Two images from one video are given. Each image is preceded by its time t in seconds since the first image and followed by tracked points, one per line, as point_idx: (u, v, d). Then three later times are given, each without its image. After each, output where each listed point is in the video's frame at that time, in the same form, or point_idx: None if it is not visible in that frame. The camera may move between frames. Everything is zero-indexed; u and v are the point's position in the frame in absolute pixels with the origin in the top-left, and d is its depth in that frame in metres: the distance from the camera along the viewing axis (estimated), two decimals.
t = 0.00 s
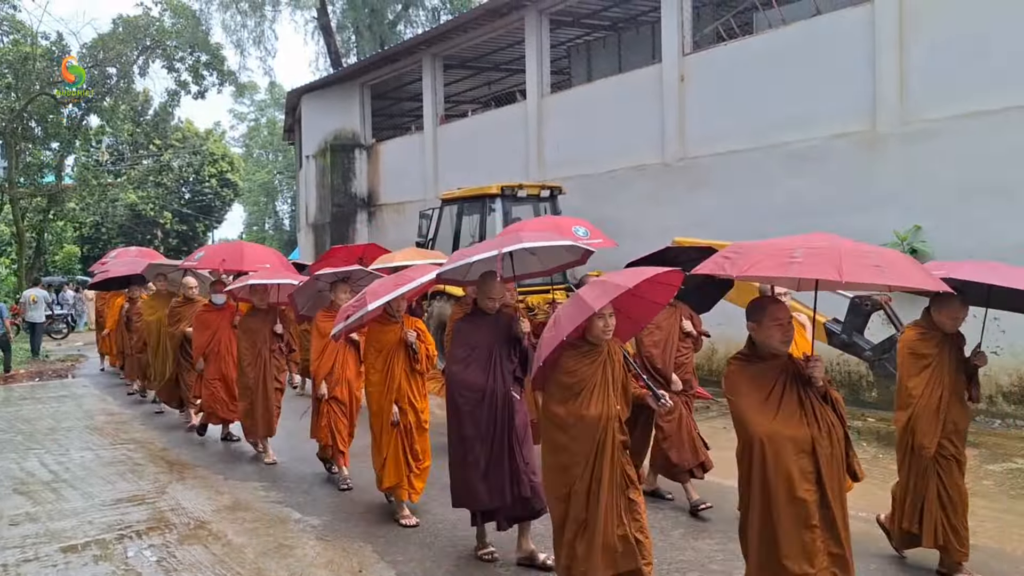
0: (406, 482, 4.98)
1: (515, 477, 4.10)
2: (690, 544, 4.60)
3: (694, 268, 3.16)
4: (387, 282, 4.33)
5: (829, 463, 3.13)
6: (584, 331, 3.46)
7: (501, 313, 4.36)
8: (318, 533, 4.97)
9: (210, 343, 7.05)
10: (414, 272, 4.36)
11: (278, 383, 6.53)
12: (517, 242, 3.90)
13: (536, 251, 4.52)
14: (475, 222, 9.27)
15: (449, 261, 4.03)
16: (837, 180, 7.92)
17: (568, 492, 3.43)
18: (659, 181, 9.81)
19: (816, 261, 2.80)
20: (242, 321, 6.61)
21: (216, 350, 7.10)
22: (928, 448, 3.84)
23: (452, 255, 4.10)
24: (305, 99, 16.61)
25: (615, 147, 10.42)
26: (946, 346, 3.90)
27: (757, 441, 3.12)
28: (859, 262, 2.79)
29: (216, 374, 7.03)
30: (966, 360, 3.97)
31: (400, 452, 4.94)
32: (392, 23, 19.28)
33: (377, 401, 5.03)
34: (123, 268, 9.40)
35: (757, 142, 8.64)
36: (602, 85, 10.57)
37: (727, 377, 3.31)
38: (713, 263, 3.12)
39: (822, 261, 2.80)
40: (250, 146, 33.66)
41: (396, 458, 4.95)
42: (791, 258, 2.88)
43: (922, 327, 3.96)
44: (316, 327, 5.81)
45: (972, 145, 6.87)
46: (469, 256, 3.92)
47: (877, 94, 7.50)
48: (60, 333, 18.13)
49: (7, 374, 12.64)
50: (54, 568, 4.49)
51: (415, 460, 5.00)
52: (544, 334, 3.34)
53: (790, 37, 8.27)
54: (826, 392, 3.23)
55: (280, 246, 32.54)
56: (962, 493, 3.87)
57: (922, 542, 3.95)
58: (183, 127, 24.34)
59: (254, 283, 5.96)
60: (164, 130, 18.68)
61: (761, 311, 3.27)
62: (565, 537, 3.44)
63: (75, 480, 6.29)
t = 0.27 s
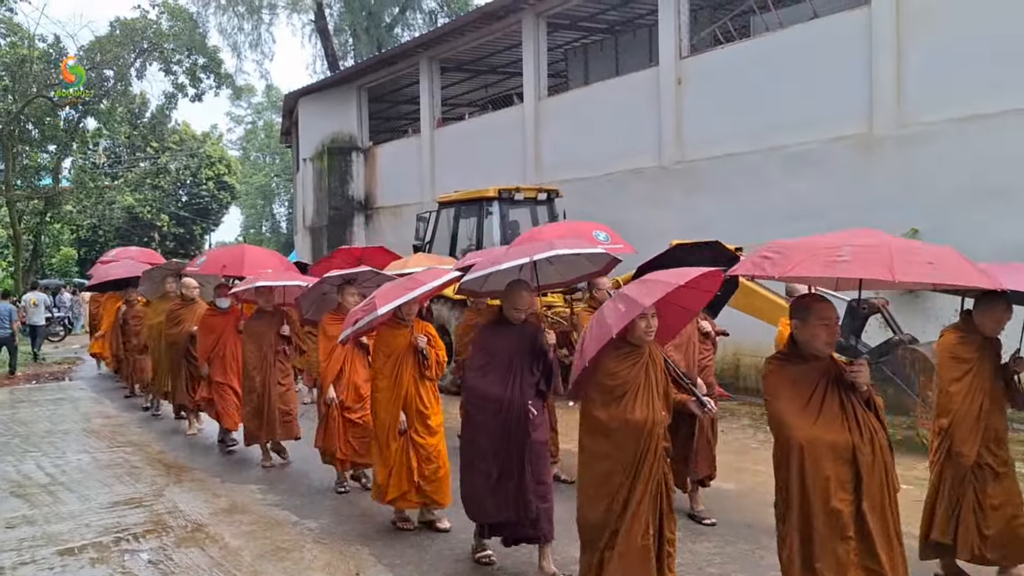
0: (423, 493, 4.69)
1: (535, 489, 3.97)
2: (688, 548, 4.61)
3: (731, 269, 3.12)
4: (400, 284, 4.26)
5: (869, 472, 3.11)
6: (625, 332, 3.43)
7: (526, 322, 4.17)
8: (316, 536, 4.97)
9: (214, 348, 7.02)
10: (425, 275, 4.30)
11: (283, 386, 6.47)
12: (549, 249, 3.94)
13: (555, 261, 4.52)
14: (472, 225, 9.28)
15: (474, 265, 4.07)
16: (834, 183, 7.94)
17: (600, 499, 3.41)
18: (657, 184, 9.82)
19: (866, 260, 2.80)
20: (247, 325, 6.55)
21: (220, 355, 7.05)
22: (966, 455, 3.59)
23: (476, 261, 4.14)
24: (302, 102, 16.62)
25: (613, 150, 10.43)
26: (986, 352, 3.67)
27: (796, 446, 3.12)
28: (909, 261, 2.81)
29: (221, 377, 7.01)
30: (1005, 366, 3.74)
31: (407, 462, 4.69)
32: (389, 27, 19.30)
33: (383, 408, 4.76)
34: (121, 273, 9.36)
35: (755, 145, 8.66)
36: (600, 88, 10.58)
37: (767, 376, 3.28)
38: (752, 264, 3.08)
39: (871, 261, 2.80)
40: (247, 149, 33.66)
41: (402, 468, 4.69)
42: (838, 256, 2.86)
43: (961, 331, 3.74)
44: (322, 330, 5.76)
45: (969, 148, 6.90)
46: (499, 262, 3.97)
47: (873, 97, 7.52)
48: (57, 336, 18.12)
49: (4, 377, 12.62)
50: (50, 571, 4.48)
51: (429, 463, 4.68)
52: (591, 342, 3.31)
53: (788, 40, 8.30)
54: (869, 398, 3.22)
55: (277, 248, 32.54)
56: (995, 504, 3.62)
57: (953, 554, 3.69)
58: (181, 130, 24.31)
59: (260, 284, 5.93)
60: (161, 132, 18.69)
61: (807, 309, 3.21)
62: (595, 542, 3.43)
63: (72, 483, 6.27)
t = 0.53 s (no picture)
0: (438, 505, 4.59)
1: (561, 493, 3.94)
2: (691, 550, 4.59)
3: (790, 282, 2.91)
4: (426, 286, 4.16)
5: (935, 494, 2.93)
6: (667, 333, 3.34)
7: (557, 322, 4.12)
8: (318, 537, 4.96)
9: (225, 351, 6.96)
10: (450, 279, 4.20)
11: (298, 392, 6.43)
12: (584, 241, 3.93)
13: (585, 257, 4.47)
14: (475, 227, 9.27)
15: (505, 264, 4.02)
16: (838, 185, 7.92)
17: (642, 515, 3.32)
18: (661, 185, 9.81)
19: (937, 278, 2.54)
20: (261, 328, 6.54)
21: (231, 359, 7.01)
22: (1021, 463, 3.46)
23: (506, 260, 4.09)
24: (305, 103, 16.63)
25: (617, 151, 10.42)
26: None
27: (853, 467, 2.95)
28: (986, 279, 2.54)
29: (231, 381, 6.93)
30: None
31: (429, 471, 4.62)
32: (392, 28, 19.32)
33: (405, 414, 4.77)
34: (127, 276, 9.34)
35: (759, 147, 8.64)
36: (603, 90, 10.57)
37: (821, 392, 3.10)
38: (809, 278, 2.87)
39: (944, 278, 2.55)
40: (251, 150, 33.71)
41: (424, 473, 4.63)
42: (909, 274, 2.59)
43: (1014, 338, 3.65)
44: (343, 335, 5.55)
45: (973, 150, 6.87)
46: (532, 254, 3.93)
47: (877, 99, 7.50)
48: (60, 337, 18.17)
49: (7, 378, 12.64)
50: (52, 572, 4.48)
51: (450, 483, 4.57)
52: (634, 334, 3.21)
53: (791, 42, 8.28)
54: (935, 415, 3.01)
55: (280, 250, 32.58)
56: None
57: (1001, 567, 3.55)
58: (186, 131, 24.33)
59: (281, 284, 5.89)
60: (165, 134, 18.72)
61: (867, 320, 3.03)
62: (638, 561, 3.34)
63: (75, 484, 6.27)
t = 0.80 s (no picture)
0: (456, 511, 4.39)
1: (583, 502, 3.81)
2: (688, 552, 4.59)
3: (852, 274, 2.85)
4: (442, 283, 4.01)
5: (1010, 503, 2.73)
6: (700, 346, 3.17)
7: (577, 324, 3.95)
8: (317, 538, 4.95)
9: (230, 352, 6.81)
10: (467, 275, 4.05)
11: (314, 394, 6.25)
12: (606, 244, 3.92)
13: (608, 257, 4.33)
14: (474, 228, 9.27)
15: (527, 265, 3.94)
16: (836, 187, 7.92)
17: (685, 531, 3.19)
18: (660, 187, 9.81)
19: (1012, 264, 2.46)
20: (276, 326, 6.36)
21: (235, 359, 6.85)
22: None
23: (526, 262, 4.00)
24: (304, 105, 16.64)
25: (616, 153, 10.42)
26: None
27: (918, 475, 2.78)
28: None
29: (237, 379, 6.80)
30: None
31: (451, 473, 4.37)
32: (392, 30, 19.33)
33: (423, 416, 4.51)
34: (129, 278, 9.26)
35: (758, 149, 8.64)
36: (603, 91, 10.57)
37: (884, 396, 2.93)
38: (875, 268, 2.82)
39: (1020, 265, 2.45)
40: (250, 152, 33.71)
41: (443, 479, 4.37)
42: (983, 260, 2.52)
43: None
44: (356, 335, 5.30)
45: (971, 152, 6.87)
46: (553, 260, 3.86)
47: (876, 101, 7.50)
48: (59, 338, 18.17)
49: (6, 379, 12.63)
50: (51, 573, 4.47)
51: (470, 489, 4.38)
52: (671, 332, 3.06)
53: (791, 44, 8.28)
54: (1009, 419, 2.80)
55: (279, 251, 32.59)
56: None
57: None
58: (185, 132, 24.33)
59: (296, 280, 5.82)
60: (164, 135, 18.72)
61: (937, 319, 2.85)
62: None
63: (73, 485, 6.26)
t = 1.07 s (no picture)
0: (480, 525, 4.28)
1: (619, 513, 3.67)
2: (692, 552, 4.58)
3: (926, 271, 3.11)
4: (463, 290, 3.88)
5: None
6: (746, 344, 3.05)
7: (603, 330, 3.81)
8: (320, 538, 4.94)
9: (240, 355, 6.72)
10: (489, 280, 3.93)
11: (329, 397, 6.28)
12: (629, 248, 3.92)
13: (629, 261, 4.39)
14: (477, 229, 9.26)
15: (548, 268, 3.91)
16: (839, 188, 7.91)
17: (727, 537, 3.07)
18: (662, 188, 9.80)
19: None
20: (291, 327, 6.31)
21: (245, 363, 6.75)
22: None
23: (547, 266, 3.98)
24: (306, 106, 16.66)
25: (619, 154, 10.41)
26: None
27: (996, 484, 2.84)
28: None
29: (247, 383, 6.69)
30: None
31: (472, 486, 4.27)
32: (394, 30, 19.35)
33: (443, 427, 4.41)
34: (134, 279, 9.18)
35: (762, 150, 8.62)
36: (605, 92, 10.57)
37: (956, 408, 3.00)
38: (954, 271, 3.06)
39: None
40: (253, 152, 33.76)
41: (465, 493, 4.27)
42: None
43: None
44: (374, 343, 5.12)
45: (974, 153, 6.86)
46: (574, 263, 3.82)
47: (879, 102, 7.49)
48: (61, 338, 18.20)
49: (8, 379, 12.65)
50: (53, 574, 4.46)
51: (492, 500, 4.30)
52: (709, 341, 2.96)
53: (794, 45, 8.27)
54: None
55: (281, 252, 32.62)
56: None
57: None
58: (187, 133, 24.35)
59: (312, 278, 5.76)
60: (166, 135, 18.74)
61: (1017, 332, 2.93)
62: None
63: (76, 485, 6.25)
